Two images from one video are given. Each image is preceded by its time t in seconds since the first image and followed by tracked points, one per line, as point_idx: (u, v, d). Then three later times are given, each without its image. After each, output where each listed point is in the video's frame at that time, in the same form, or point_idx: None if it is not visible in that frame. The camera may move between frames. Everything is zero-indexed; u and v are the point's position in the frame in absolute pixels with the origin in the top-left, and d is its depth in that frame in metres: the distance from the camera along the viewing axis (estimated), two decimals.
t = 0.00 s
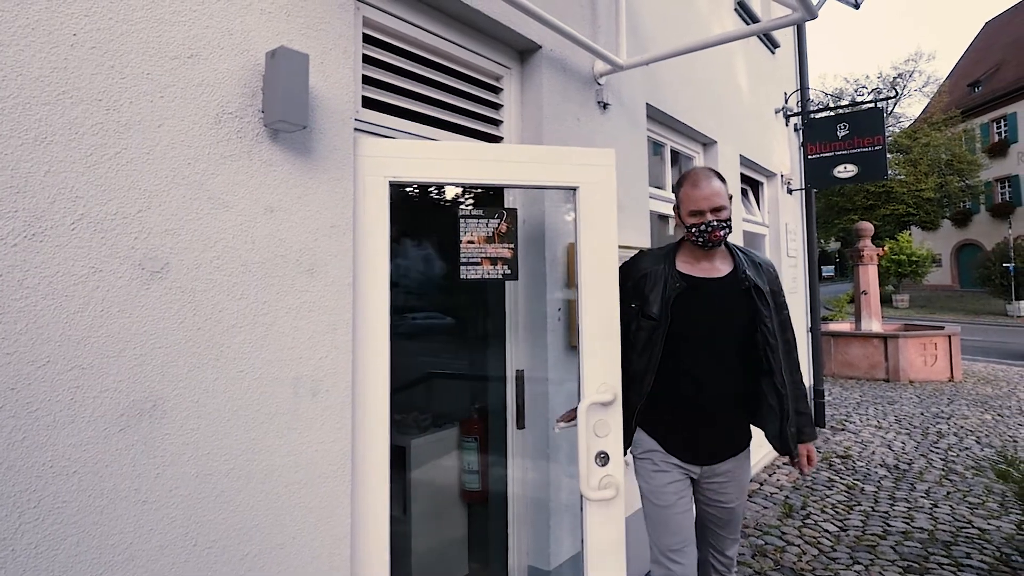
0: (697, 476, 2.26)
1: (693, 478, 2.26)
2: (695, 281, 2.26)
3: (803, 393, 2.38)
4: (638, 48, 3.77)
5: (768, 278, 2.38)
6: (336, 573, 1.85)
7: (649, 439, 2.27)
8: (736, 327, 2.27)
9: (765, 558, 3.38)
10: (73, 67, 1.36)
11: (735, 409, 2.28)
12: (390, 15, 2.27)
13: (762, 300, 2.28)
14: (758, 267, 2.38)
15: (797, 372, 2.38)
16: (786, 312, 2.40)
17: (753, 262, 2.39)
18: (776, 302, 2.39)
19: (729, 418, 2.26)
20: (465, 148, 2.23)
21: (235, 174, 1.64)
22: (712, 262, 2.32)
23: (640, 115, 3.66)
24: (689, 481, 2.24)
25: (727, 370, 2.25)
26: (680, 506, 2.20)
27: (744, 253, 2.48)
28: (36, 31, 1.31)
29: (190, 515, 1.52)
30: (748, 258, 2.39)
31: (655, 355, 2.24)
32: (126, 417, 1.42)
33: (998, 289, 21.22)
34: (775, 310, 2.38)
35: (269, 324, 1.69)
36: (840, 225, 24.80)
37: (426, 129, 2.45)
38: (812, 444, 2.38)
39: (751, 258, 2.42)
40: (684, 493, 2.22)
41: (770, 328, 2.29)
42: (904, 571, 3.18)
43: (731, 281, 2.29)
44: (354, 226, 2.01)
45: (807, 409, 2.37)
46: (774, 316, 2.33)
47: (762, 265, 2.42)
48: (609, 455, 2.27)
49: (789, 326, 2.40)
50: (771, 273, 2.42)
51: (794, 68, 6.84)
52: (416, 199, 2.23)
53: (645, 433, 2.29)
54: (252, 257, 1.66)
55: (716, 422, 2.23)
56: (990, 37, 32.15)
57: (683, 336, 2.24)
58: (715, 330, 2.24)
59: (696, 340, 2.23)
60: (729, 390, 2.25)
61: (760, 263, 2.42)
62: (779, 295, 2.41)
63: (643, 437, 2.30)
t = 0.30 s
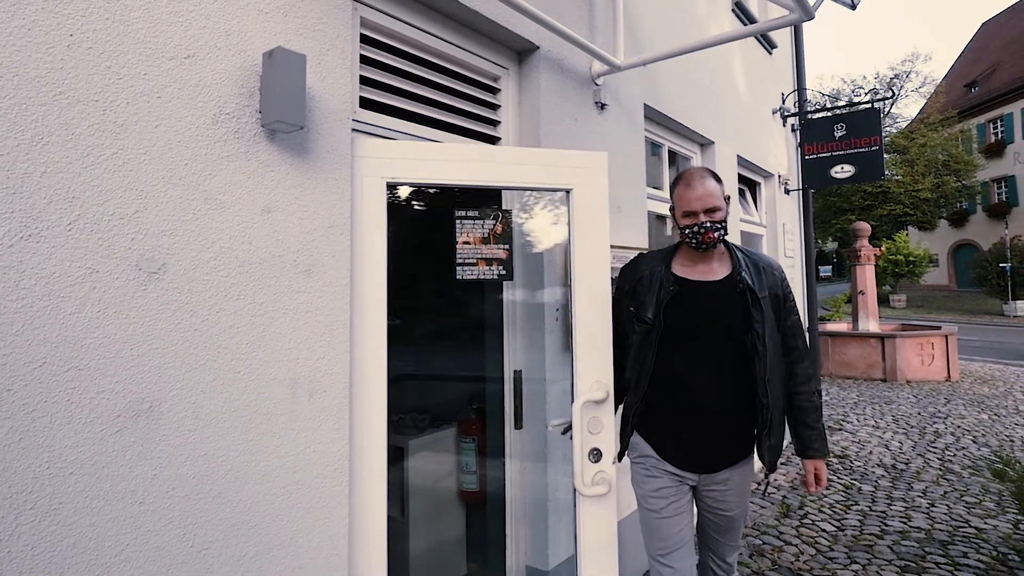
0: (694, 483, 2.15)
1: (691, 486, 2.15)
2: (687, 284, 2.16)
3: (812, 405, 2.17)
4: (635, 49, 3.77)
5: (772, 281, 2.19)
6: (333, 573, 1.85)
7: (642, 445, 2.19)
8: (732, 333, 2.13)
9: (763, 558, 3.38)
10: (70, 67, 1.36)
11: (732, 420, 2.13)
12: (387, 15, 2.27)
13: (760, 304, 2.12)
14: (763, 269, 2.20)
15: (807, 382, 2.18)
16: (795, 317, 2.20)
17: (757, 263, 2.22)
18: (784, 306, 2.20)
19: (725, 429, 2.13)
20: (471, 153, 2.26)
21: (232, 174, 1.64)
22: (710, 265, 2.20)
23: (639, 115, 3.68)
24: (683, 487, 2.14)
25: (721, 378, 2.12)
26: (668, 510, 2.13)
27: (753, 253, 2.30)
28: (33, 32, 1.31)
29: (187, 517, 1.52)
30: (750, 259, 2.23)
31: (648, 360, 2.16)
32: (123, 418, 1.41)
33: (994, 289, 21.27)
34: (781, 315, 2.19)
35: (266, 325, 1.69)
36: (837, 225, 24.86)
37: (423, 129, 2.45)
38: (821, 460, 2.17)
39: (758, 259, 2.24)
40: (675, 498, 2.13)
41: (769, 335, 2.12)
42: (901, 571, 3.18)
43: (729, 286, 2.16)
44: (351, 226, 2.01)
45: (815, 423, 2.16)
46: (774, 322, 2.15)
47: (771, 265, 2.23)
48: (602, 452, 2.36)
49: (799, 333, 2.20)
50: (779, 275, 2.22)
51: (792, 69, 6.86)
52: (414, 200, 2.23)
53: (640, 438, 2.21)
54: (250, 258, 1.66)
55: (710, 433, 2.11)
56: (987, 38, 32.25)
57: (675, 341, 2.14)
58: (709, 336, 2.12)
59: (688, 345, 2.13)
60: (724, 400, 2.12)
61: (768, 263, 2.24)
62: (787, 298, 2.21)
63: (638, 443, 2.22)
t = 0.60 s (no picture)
0: (694, 491, 2.08)
1: (690, 495, 2.09)
2: (681, 289, 2.09)
3: (815, 417, 2.02)
4: (635, 49, 3.77)
5: (771, 283, 2.06)
6: (333, 574, 1.85)
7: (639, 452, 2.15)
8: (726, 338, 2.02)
9: (762, 558, 3.39)
10: (69, 67, 1.36)
11: (727, 430, 2.03)
12: (386, 15, 2.27)
13: (755, 309, 1.99)
14: (762, 270, 2.07)
15: (809, 391, 2.03)
16: (797, 321, 2.05)
17: (756, 264, 2.08)
18: (785, 309, 2.06)
19: (720, 438, 2.03)
20: (477, 153, 2.29)
21: (232, 174, 1.64)
22: (706, 267, 2.12)
23: (638, 115, 3.69)
24: (683, 495, 2.08)
25: (715, 386, 2.02)
26: (665, 518, 2.08)
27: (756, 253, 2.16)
28: (33, 32, 1.31)
29: (186, 517, 1.51)
30: (750, 259, 2.10)
31: (641, 367, 2.09)
32: (123, 418, 1.41)
33: (993, 289, 21.27)
34: (781, 319, 2.06)
35: (266, 325, 1.69)
36: (836, 225, 24.89)
37: (423, 130, 2.45)
38: (821, 474, 2.02)
39: (759, 260, 2.11)
40: (673, 506, 2.08)
41: (765, 340, 1.99)
42: (901, 570, 3.18)
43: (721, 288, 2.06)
44: (351, 226, 2.01)
45: (817, 436, 2.01)
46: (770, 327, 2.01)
47: (773, 266, 2.09)
48: (597, 448, 2.42)
49: (801, 338, 2.04)
50: (782, 277, 2.07)
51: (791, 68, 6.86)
52: (413, 200, 2.24)
53: (640, 444, 2.16)
54: (249, 258, 1.66)
55: (704, 441, 2.03)
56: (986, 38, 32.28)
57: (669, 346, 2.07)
58: (703, 341, 2.04)
59: (681, 351, 2.06)
60: (719, 408, 2.02)
61: (769, 265, 2.10)
62: (789, 301, 2.07)
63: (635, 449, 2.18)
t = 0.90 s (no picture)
0: (694, 503, 2.01)
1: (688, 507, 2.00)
2: (673, 291, 2.03)
3: (814, 428, 1.89)
4: (636, 50, 3.78)
5: (768, 284, 1.95)
6: (333, 574, 1.85)
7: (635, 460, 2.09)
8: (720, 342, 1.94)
9: (762, 559, 3.38)
10: (72, 68, 1.36)
11: (722, 437, 1.95)
12: (387, 15, 2.27)
13: (749, 311, 1.90)
14: (759, 272, 1.97)
15: (809, 400, 1.90)
16: (796, 326, 1.93)
17: (752, 265, 1.99)
18: (783, 313, 1.94)
19: (715, 448, 1.95)
20: (482, 155, 2.33)
21: (233, 174, 1.64)
22: (701, 269, 2.05)
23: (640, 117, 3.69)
24: (683, 508, 2.00)
25: (709, 392, 1.94)
26: (667, 532, 2.00)
27: (755, 254, 2.06)
28: (35, 33, 1.31)
29: (187, 516, 1.52)
30: (745, 261, 2.02)
31: (634, 371, 2.04)
32: (124, 417, 1.42)
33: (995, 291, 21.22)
34: (779, 323, 1.94)
35: (267, 326, 1.70)
36: (837, 227, 24.88)
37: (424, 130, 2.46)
38: (816, 489, 1.89)
39: (756, 261, 2.01)
40: (673, 520, 2.00)
41: (759, 344, 1.89)
42: (901, 573, 3.18)
43: (714, 289, 1.99)
44: (352, 227, 2.01)
45: (815, 447, 1.89)
46: (766, 331, 1.92)
47: (770, 268, 1.99)
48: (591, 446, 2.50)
49: (801, 343, 1.92)
50: (779, 278, 1.96)
51: (792, 69, 6.86)
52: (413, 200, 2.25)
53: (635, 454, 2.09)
54: (250, 258, 1.67)
55: (698, 449, 1.95)
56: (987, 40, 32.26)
57: (662, 350, 2.01)
58: (696, 345, 1.97)
59: (673, 355, 1.99)
60: (713, 415, 1.94)
61: (767, 266, 2.00)
62: (787, 304, 1.95)
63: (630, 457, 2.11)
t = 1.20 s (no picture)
0: (688, 510, 1.95)
1: (683, 514, 1.95)
2: (664, 288, 2.03)
3: (809, 432, 1.84)
4: (637, 51, 3.78)
5: (764, 282, 1.93)
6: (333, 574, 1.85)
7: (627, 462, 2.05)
8: (715, 340, 1.91)
9: (763, 561, 3.38)
10: (74, 68, 1.37)
11: (716, 439, 1.90)
12: (388, 15, 2.27)
13: (744, 308, 1.88)
14: (753, 269, 1.95)
15: (805, 403, 1.85)
16: (792, 326, 1.90)
17: (747, 262, 1.98)
18: (780, 312, 1.91)
19: (710, 451, 1.90)
20: (485, 156, 2.34)
21: (235, 174, 1.64)
22: (693, 266, 2.04)
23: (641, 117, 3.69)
24: (678, 515, 1.95)
25: (703, 391, 1.91)
26: (664, 541, 1.96)
27: (751, 252, 2.04)
28: (38, 33, 1.32)
29: (188, 516, 1.52)
30: (739, 258, 2.00)
31: (627, 371, 2.02)
32: (125, 417, 1.42)
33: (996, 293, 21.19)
34: (774, 323, 1.91)
35: (269, 325, 1.70)
36: (838, 228, 24.86)
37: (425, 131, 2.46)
38: (807, 496, 1.85)
39: (752, 258, 1.99)
40: (669, 529, 1.95)
41: (755, 343, 1.87)
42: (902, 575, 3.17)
43: (706, 286, 1.97)
44: (353, 228, 2.01)
45: (810, 452, 1.84)
46: (761, 329, 1.88)
47: (766, 266, 1.97)
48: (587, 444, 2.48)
49: (798, 344, 1.88)
50: (776, 276, 1.94)
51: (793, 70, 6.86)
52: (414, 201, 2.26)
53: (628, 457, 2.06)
54: (252, 258, 1.67)
55: (692, 452, 1.91)
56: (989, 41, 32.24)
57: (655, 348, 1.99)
58: (691, 343, 1.94)
59: (667, 354, 1.97)
60: (707, 416, 1.90)
61: (763, 263, 1.97)
62: (784, 303, 1.92)
63: (624, 458, 2.08)
